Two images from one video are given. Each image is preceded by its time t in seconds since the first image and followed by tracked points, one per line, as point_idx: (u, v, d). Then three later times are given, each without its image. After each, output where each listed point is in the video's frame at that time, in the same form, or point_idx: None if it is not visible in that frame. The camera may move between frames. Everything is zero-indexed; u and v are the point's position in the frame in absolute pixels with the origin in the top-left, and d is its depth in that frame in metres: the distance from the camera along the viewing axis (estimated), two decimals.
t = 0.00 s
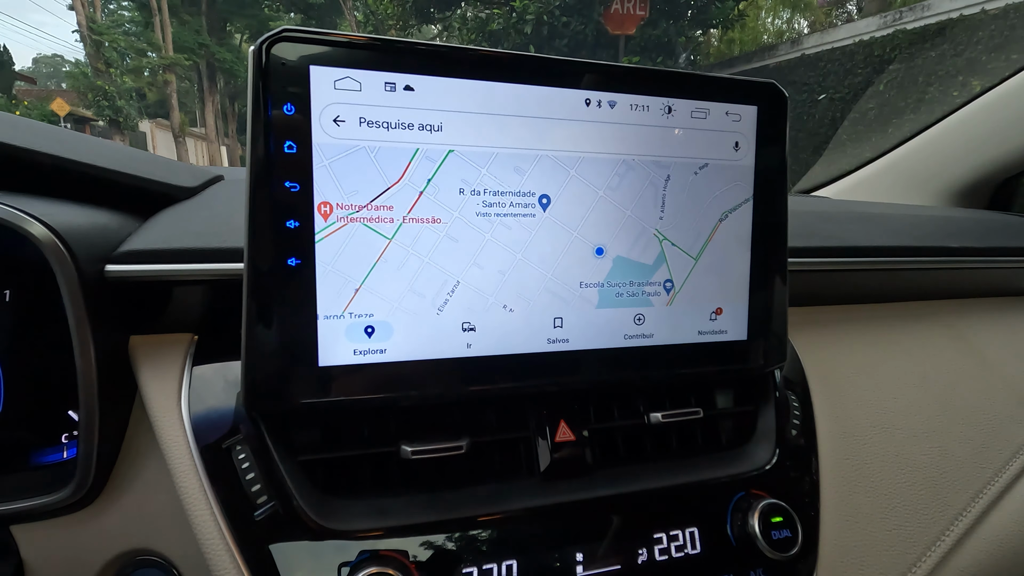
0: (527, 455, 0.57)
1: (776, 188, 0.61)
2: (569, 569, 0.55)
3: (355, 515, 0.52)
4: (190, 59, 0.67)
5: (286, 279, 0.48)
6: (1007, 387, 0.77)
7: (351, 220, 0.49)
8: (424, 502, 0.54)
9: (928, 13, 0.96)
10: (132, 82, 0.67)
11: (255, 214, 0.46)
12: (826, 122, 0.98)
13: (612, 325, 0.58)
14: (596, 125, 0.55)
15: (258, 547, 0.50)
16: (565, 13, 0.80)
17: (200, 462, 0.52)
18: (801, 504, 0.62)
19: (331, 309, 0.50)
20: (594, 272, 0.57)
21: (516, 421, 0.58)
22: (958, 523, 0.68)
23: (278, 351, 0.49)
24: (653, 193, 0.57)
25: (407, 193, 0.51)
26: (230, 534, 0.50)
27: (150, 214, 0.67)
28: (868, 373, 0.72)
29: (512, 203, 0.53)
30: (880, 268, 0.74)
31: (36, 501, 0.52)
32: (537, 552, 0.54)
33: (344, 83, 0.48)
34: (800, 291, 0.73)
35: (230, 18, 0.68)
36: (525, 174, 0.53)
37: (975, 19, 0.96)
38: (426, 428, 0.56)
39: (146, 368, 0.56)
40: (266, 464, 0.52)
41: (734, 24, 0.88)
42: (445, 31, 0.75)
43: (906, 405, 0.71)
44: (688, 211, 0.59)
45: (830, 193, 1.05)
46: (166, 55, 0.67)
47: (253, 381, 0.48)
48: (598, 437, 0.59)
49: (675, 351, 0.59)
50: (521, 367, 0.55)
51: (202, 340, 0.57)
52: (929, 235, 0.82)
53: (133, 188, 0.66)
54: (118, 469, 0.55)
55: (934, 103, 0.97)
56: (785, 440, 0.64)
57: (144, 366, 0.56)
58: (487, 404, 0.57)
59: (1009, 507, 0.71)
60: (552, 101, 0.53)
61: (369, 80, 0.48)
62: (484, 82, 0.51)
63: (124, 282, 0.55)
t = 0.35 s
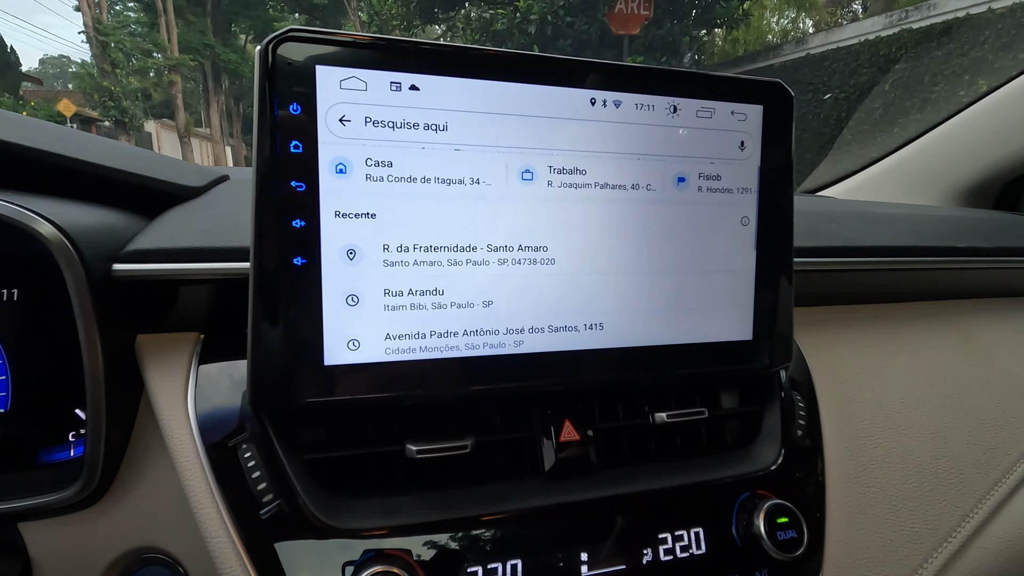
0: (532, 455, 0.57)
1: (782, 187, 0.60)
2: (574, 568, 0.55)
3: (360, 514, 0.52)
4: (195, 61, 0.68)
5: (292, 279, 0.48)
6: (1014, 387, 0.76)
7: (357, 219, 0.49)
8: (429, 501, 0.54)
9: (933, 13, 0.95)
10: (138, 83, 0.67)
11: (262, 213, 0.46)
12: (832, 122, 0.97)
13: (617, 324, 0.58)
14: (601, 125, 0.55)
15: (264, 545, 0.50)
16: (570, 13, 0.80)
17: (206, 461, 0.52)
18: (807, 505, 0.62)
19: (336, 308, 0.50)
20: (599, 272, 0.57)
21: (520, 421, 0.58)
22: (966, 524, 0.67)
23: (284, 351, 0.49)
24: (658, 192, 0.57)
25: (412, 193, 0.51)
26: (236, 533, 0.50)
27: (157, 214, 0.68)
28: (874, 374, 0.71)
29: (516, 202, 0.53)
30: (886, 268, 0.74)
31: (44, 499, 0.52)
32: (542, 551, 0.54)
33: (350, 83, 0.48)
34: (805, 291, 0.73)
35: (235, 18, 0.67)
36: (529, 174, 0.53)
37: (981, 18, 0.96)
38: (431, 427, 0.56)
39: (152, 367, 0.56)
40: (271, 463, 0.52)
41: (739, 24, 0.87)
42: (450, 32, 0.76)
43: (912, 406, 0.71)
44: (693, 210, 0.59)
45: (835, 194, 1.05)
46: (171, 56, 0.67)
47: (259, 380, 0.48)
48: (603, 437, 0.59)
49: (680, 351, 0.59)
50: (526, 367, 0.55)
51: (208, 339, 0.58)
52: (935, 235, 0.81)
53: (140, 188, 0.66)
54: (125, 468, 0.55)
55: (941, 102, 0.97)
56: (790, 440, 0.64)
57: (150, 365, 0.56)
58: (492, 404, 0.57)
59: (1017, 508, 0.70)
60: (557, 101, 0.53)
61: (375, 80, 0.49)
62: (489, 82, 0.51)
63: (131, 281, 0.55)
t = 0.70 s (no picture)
0: (532, 456, 0.57)
1: (782, 190, 0.61)
2: (573, 569, 0.55)
3: (361, 514, 0.53)
4: (199, 61, 0.68)
5: (294, 282, 0.49)
6: (1015, 390, 0.76)
7: (358, 223, 0.50)
8: (429, 502, 0.54)
9: (940, 12, 0.95)
10: (143, 84, 0.67)
11: (264, 216, 0.47)
12: (836, 122, 0.98)
13: (617, 327, 0.58)
14: (601, 129, 0.55)
15: (266, 546, 0.50)
16: (573, 13, 0.81)
17: (209, 461, 0.52)
18: (806, 507, 0.62)
19: (337, 311, 0.50)
20: (599, 274, 0.57)
21: (520, 423, 0.58)
22: (966, 527, 0.67)
23: (286, 353, 0.49)
24: (658, 195, 0.58)
25: (413, 196, 0.51)
26: (238, 534, 0.51)
27: (161, 216, 0.68)
28: (874, 376, 0.71)
29: (516, 205, 0.54)
30: (886, 270, 0.74)
31: (52, 498, 0.53)
32: (542, 552, 0.55)
33: (351, 87, 0.48)
34: (806, 293, 0.73)
35: (239, 21, 0.70)
36: (530, 177, 0.54)
37: (987, 18, 0.95)
38: (432, 429, 0.56)
39: (156, 368, 0.56)
40: (274, 464, 0.52)
41: (742, 24, 0.87)
42: (453, 32, 0.75)
43: (912, 407, 0.71)
44: (693, 212, 0.59)
45: (837, 194, 1.05)
46: (176, 57, 0.68)
47: (261, 382, 0.49)
48: (603, 439, 0.59)
49: (680, 352, 0.59)
50: (526, 369, 0.55)
51: (211, 340, 0.58)
52: (936, 237, 0.81)
53: (144, 190, 0.66)
54: (129, 468, 0.56)
55: (945, 102, 0.96)
56: (790, 442, 0.64)
57: (154, 366, 0.56)
58: (492, 405, 0.58)
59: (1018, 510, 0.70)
60: (558, 104, 0.54)
61: (376, 85, 0.49)
62: (489, 87, 0.51)
63: (135, 283, 0.55)
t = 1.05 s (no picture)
0: (533, 457, 0.57)
1: (785, 191, 0.60)
2: (573, 570, 0.55)
3: (361, 515, 0.53)
4: (203, 61, 0.68)
5: (295, 282, 0.49)
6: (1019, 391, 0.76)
7: (358, 223, 0.50)
8: (430, 503, 0.54)
9: (943, 12, 0.96)
10: (147, 84, 0.68)
11: (265, 216, 0.47)
12: (840, 122, 0.98)
13: (619, 327, 0.58)
14: (602, 129, 0.55)
15: (267, 545, 0.50)
16: (576, 14, 0.81)
17: (210, 461, 0.52)
18: (808, 509, 0.61)
19: (338, 310, 0.50)
20: (600, 274, 0.57)
21: (521, 423, 0.58)
22: (969, 529, 0.67)
23: (287, 353, 0.49)
24: (660, 195, 0.58)
25: (414, 196, 0.51)
26: (239, 534, 0.51)
27: (164, 216, 0.68)
28: (877, 377, 0.71)
29: (518, 205, 0.54)
30: (890, 271, 0.74)
31: (54, 497, 0.53)
32: (543, 553, 0.54)
33: (352, 88, 0.48)
34: (809, 294, 0.73)
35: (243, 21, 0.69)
36: (531, 177, 0.54)
37: (992, 17, 0.96)
38: (433, 429, 0.56)
39: (158, 368, 0.56)
40: (274, 463, 0.52)
41: (747, 24, 0.88)
42: (456, 32, 0.75)
43: (915, 409, 0.71)
44: (695, 212, 0.59)
45: (841, 195, 1.05)
46: (180, 57, 0.68)
47: (262, 382, 0.49)
48: (604, 440, 0.59)
49: (682, 353, 0.59)
50: (527, 369, 0.55)
51: (213, 340, 0.58)
52: (941, 238, 0.81)
53: (146, 191, 0.67)
54: (130, 467, 0.56)
55: (950, 102, 0.96)
56: (792, 444, 0.64)
57: (156, 366, 0.56)
58: (493, 406, 0.58)
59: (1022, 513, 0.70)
60: (559, 104, 0.54)
61: (377, 85, 0.49)
62: (490, 87, 0.51)
63: (138, 283, 0.56)
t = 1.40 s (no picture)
0: (534, 457, 0.57)
1: (789, 189, 0.60)
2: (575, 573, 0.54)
3: (361, 516, 0.52)
4: (208, 62, 0.68)
5: (293, 279, 0.48)
6: None
7: (357, 220, 0.49)
8: (430, 504, 0.53)
9: (948, 12, 0.94)
10: (151, 85, 0.68)
11: (263, 214, 0.46)
12: (844, 122, 0.96)
13: (621, 326, 0.57)
14: (604, 125, 0.54)
15: (265, 546, 0.50)
16: (578, 14, 0.80)
17: (208, 461, 0.52)
18: (813, 511, 0.61)
19: (336, 308, 0.49)
20: (602, 272, 0.56)
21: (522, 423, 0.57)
22: (977, 533, 0.66)
23: (285, 352, 0.49)
24: (662, 193, 0.57)
25: (414, 193, 0.50)
26: (237, 534, 0.50)
27: (162, 215, 0.68)
28: (883, 377, 0.70)
29: (518, 202, 0.53)
30: (896, 270, 0.73)
31: (52, 497, 0.53)
32: (544, 555, 0.54)
33: (351, 83, 0.48)
34: (814, 293, 0.72)
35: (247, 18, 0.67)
36: (532, 174, 0.53)
37: (997, 17, 0.95)
38: (433, 430, 0.55)
39: (156, 367, 0.56)
40: (272, 463, 0.52)
41: (749, 24, 0.86)
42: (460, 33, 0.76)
43: (923, 410, 0.70)
44: (698, 210, 0.58)
45: (845, 195, 1.04)
46: (185, 59, 0.69)
47: (259, 381, 0.48)
48: (606, 440, 0.59)
49: (685, 353, 0.59)
50: (528, 368, 0.54)
51: (210, 339, 0.58)
52: (948, 237, 0.80)
53: (145, 189, 0.66)
54: (129, 467, 0.55)
55: (955, 102, 0.95)
56: (797, 445, 0.63)
57: (154, 365, 0.56)
58: (494, 406, 0.57)
59: None
60: (560, 101, 0.53)
61: (377, 81, 0.48)
62: (491, 83, 0.51)
63: (135, 282, 0.55)
